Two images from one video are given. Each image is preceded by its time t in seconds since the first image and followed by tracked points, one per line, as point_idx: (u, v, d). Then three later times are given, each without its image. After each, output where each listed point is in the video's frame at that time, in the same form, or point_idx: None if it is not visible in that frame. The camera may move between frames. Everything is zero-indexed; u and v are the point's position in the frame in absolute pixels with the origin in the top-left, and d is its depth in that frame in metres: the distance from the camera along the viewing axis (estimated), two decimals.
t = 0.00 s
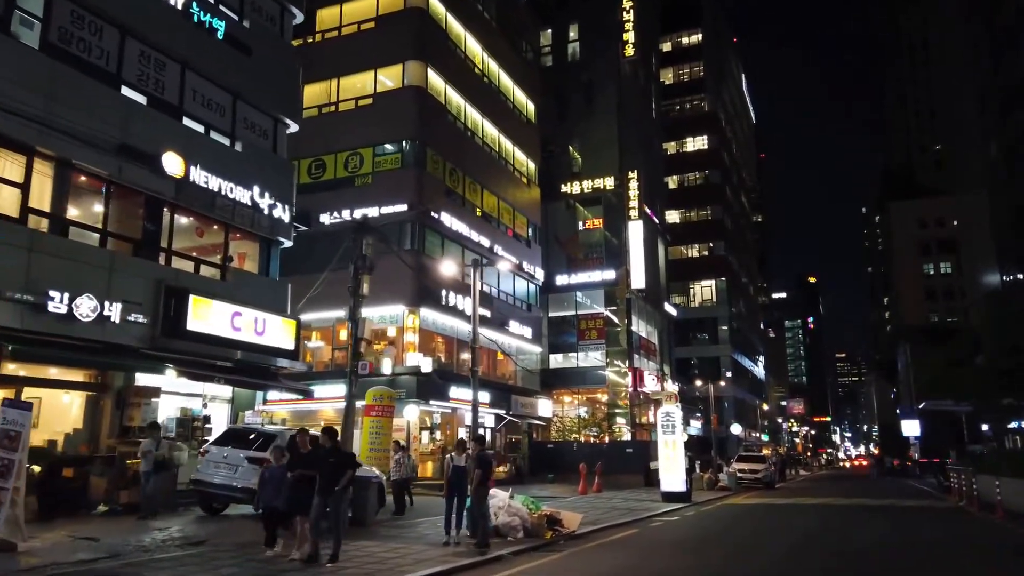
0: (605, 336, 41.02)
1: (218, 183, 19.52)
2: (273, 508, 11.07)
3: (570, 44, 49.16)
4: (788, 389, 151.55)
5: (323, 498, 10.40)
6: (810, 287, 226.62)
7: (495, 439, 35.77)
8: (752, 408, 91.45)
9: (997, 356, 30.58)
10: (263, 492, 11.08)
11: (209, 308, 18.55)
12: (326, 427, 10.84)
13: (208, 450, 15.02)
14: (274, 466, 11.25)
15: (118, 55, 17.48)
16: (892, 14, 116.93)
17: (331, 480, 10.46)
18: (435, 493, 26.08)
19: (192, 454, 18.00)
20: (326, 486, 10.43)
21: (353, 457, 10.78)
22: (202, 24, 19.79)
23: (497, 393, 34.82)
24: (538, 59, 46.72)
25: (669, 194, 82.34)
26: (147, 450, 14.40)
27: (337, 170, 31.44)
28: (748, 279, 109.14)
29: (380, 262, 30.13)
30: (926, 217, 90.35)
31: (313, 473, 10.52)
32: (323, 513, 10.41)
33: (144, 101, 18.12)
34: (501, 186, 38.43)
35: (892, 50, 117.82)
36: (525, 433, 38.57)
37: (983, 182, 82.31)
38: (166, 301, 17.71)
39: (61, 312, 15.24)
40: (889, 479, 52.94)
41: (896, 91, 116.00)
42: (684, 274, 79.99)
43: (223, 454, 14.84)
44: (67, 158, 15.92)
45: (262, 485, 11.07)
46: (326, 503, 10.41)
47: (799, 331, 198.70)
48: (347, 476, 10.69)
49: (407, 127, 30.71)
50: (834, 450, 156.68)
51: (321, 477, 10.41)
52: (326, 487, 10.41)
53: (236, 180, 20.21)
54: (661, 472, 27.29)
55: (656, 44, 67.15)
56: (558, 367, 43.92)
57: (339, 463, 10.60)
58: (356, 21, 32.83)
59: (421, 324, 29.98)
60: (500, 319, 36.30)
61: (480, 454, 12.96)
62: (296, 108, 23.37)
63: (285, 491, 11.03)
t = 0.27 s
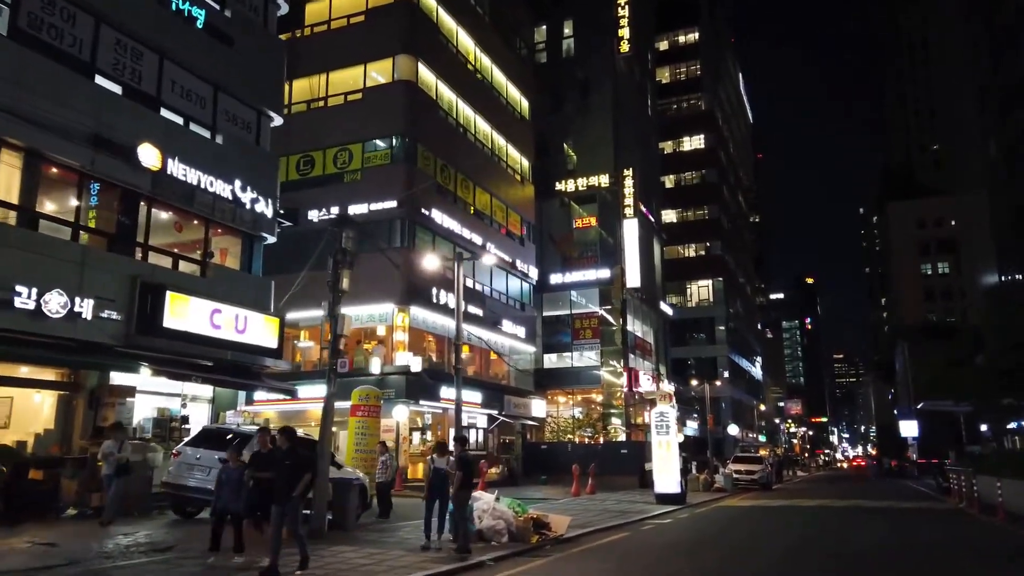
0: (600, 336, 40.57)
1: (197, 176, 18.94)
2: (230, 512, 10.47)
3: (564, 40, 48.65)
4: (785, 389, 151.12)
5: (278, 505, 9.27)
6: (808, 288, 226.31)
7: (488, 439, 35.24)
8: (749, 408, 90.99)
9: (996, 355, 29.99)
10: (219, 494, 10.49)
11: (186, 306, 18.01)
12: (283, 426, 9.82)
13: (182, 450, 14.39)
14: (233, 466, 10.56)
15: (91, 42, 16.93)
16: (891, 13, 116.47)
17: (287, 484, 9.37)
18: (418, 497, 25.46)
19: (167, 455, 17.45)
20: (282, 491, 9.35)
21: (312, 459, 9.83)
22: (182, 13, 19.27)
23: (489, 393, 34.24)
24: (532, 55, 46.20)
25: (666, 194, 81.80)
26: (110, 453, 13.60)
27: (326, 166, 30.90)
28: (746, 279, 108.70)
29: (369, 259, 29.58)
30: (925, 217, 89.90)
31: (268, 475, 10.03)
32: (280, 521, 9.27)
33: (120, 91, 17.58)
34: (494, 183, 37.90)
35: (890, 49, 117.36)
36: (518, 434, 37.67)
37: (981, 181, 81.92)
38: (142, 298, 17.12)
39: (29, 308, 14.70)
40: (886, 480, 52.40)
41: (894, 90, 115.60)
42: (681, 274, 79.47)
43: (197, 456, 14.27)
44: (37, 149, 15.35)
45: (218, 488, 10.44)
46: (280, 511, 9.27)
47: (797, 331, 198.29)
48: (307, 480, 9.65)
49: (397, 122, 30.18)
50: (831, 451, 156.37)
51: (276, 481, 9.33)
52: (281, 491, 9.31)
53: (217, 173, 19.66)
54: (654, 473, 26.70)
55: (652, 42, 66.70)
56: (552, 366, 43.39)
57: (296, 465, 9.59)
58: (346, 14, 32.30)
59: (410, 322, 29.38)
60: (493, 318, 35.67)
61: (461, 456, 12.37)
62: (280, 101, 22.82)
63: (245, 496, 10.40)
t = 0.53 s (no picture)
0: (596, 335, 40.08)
1: (179, 168, 18.33)
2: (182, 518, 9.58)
3: (560, 36, 48.11)
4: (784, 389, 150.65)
5: (233, 510, 8.74)
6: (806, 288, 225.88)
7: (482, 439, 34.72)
8: (748, 408, 90.50)
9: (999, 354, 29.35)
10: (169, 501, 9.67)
11: (165, 301, 17.47)
12: (241, 423, 9.13)
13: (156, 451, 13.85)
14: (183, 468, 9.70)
15: (67, 29, 16.34)
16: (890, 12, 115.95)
17: (243, 488, 8.76)
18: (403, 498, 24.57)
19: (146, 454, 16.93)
20: (236, 495, 8.74)
21: (272, 456, 9.26)
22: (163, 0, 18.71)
23: (484, 392, 33.67)
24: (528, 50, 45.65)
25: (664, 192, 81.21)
26: (71, 452, 13.04)
27: (317, 161, 30.32)
28: (745, 278, 108.19)
29: (360, 256, 29.01)
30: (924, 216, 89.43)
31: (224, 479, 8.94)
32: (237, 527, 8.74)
33: (98, 79, 17.01)
34: (489, 180, 37.34)
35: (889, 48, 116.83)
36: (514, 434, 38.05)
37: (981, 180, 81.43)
38: (121, 294, 16.62)
39: None
40: (886, 480, 51.71)
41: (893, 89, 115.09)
42: (679, 273, 78.92)
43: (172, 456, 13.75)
44: (9, 138, 14.75)
45: (167, 493, 9.66)
46: (237, 516, 8.76)
47: (796, 331, 197.57)
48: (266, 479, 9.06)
49: (388, 116, 29.63)
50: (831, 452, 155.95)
51: (232, 484, 8.73)
52: (235, 496, 8.72)
53: (199, 165, 19.09)
54: (650, 474, 26.12)
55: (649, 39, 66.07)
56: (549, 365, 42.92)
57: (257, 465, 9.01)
58: (337, 7, 31.75)
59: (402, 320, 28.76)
60: (488, 316, 35.08)
61: (446, 456, 11.78)
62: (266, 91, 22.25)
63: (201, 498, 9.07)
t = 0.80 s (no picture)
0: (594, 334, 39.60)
1: (160, 159, 17.72)
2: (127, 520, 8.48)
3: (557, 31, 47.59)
4: (784, 390, 150.19)
5: (181, 519, 7.54)
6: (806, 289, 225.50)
7: (477, 439, 34.10)
8: (747, 408, 90.01)
9: (1003, 352, 28.67)
10: (114, 503, 8.50)
11: (143, 298, 16.84)
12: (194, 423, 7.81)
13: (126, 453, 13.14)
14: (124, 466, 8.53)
15: (41, 12, 15.72)
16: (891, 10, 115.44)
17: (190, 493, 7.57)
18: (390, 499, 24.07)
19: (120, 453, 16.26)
20: (185, 501, 7.54)
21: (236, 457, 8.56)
22: None
23: (478, 392, 33.07)
24: (524, 46, 45.12)
25: (662, 191, 80.64)
26: (29, 454, 12.41)
27: (308, 155, 29.73)
28: (744, 278, 107.67)
29: (351, 252, 28.40)
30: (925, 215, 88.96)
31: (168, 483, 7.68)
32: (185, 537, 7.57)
33: (75, 66, 16.44)
34: (485, 176, 36.78)
35: (890, 47, 116.22)
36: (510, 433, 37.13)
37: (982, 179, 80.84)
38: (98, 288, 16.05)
39: None
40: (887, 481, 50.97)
41: (893, 88, 114.56)
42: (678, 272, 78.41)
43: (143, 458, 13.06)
44: None
45: (107, 493, 8.39)
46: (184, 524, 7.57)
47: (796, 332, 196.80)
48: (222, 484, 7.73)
49: (380, 109, 29.06)
50: (830, 452, 155.64)
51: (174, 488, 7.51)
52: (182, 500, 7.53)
53: (181, 156, 18.46)
54: (647, 474, 25.52)
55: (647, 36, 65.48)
56: (545, 364, 42.37)
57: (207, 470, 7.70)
58: None
59: (394, 317, 28.16)
60: (483, 314, 34.46)
61: (429, 457, 11.20)
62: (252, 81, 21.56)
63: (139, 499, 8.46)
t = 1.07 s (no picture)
0: (590, 331, 39.19)
1: (137, 149, 17.13)
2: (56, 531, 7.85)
3: (554, 26, 47.06)
4: (783, 390, 149.64)
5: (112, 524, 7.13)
6: (805, 289, 224.91)
7: (470, 439, 33.51)
8: (747, 408, 89.44)
9: (1004, 350, 28.09)
10: (42, 513, 7.89)
11: (117, 293, 16.27)
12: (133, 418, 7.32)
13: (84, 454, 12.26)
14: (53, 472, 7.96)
15: None
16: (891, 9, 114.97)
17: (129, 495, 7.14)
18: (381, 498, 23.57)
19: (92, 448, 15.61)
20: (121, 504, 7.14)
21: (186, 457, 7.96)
22: None
23: (472, 391, 32.49)
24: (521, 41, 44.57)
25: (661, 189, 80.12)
26: None
27: (297, 149, 29.17)
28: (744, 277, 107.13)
29: (340, 248, 27.78)
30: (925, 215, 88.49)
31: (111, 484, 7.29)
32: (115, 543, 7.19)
33: (47, 53, 15.88)
34: (480, 172, 36.22)
35: (890, 45, 115.75)
36: (504, 433, 37.03)
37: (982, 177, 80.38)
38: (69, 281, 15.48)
39: None
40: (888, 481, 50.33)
41: (893, 87, 114.11)
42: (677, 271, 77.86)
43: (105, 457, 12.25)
44: None
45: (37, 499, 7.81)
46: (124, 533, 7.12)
47: (795, 332, 196.13)
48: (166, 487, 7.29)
49: (371, 102, 28.51)
50: (829, 452, 155.05)
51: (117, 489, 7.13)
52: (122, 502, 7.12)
53: (160, 147, 17.89)
54: (642, 475, 24.98)
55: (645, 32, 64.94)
56: (541, 363, 41.78)
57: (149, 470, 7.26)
58: None
59: (385, 314, 27.60)
60: (477, 312, 33.88)
61: (405, 458, 10.62)
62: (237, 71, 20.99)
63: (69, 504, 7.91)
